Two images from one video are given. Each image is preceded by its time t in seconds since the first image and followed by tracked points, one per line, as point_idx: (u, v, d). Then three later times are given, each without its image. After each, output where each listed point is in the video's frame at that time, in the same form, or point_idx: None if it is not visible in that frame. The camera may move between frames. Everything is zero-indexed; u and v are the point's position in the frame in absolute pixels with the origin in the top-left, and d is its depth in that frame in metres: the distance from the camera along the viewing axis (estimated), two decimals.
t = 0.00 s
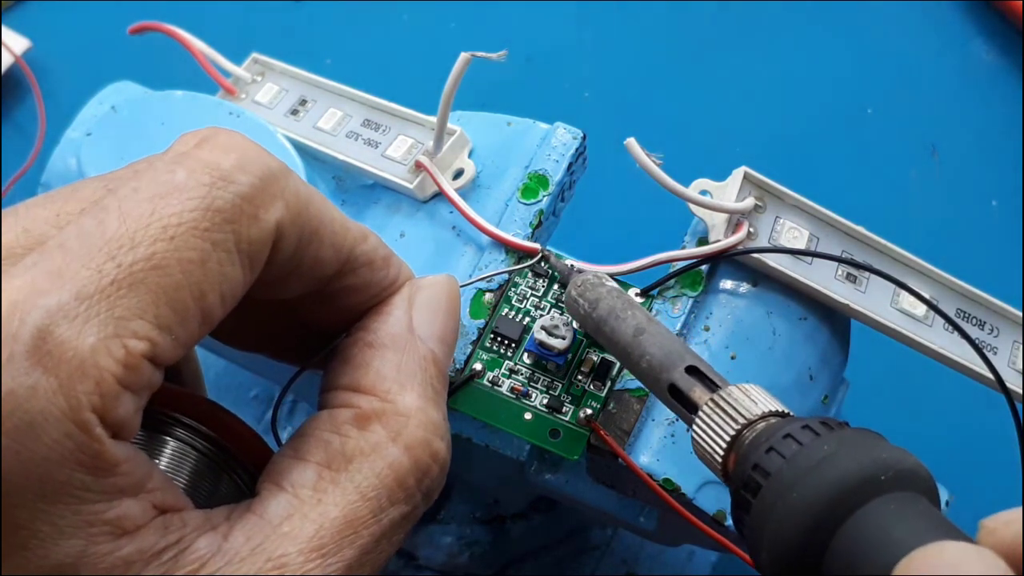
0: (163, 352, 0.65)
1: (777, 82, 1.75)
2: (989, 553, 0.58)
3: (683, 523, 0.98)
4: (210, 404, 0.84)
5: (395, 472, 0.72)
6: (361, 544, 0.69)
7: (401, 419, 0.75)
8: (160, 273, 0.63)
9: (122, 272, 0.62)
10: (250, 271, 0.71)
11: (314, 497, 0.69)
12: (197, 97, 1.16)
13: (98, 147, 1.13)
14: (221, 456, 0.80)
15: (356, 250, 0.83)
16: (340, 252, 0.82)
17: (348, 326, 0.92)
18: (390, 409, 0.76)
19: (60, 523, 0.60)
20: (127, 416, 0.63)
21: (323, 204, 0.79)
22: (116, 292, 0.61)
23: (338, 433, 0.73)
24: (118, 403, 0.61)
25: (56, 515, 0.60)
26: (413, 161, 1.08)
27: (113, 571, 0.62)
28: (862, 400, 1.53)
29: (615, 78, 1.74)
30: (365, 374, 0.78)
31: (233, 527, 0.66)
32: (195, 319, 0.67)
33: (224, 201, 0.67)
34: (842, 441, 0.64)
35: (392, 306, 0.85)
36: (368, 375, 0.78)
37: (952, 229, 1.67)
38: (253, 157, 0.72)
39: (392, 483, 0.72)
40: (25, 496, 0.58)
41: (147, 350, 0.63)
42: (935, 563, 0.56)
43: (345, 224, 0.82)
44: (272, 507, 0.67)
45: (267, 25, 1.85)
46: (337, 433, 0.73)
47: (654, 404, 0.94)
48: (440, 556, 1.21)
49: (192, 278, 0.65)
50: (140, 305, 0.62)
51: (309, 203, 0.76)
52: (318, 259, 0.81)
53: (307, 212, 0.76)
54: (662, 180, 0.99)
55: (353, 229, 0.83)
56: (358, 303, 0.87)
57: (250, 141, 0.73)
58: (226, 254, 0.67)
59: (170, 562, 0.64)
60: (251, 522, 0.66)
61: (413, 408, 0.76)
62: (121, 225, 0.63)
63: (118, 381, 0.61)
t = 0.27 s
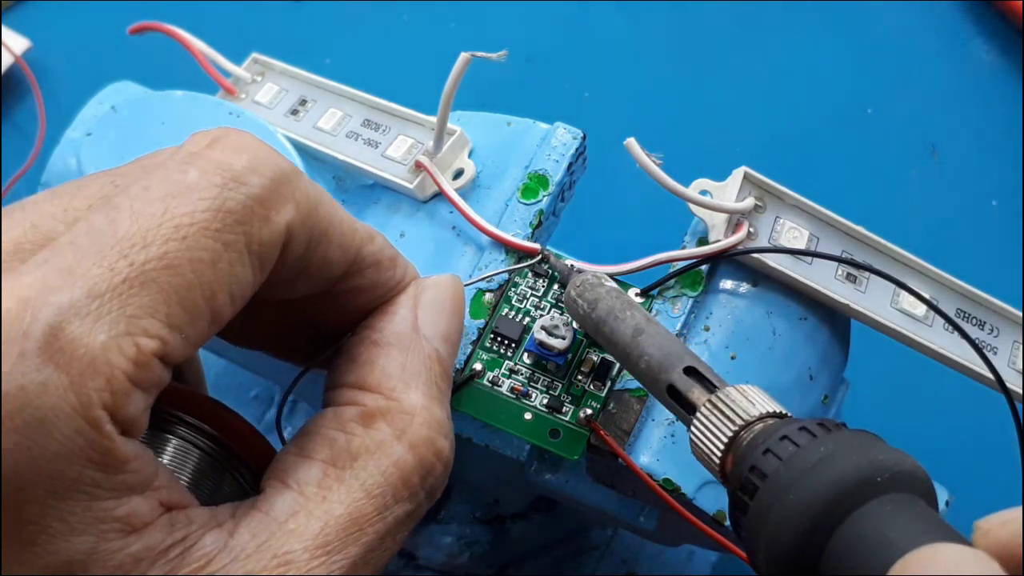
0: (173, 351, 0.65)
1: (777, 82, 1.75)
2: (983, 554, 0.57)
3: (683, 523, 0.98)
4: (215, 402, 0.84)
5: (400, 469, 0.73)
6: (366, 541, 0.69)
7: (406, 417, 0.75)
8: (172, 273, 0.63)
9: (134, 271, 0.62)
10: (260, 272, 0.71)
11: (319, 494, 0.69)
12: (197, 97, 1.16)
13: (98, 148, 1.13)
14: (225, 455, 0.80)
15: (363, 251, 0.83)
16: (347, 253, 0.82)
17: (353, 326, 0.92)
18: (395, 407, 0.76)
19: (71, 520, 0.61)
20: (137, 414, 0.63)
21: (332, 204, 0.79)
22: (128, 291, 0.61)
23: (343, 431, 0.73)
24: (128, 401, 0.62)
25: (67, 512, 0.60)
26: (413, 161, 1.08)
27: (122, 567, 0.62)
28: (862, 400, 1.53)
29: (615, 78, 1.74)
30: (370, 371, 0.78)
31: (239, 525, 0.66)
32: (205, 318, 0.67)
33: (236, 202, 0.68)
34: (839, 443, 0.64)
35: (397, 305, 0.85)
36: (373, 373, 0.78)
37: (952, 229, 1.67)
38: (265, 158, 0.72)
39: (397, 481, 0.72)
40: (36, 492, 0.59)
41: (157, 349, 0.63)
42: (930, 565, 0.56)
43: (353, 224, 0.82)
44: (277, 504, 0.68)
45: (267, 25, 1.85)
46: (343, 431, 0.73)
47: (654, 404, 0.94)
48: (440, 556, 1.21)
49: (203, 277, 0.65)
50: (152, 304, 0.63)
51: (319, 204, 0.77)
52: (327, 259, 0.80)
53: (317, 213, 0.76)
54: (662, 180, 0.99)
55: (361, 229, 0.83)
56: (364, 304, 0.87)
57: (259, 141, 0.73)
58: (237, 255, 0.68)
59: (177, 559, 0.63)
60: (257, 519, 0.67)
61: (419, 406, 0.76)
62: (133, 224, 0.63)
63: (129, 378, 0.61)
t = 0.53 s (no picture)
0: (185, 346, 0.65)
1: (777, 81, 1.75)
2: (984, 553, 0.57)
3: (683, 522, 0.98)
4: (221, 396, 0.84)
5: (406, 464, 0.73)
6: (373, 535, 0.69)
7: (413, 412, 0.75)
8: (187, 269, 0.63)
9: (150, 267, 0.62)
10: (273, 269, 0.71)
11: (326, 488, 0.69)
12: (197, 97, 1.17)
13: (98, 148, 1.13)
14: (230, 451, 0.80)
15: (373, 250, 0.83)
16: (355, 253, 0.82)
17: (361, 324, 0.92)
18: (401, 402, 0.76)
19: (85, 513, 0.61)
20: (149, 408, 0.63)
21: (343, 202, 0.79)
22: (144, 286, 0.61)
23: (350, 424, 0.74)
24: (142, 394, 0.62)
25: (81, 505, 0.60)
26: (413, 161, 1.08)
27: (134, 561, 0.62)
28: (863, 399, 1.53)
29: (615, 79, 1.74)
30: (377, 366, 0.78)
31: (247, 519, 0.66)
32: (217, 314, 0.67)
33: (250, 201, 0.67)
34: (840, 443, 0.64)
35: (404, 301, 0.85)
36: (381, 367, 0.78)
37: (953, 229, 1.67)
38: (279, 157, 0.71)
39: (404, 475, 0.72)
40: (49, 486, 0.58)
41: (171, 343, 0.63)
42: (931, 564, 0.56)
43: (362, 223, 0.82)
44: (285, 498, 0.68)
45: (267, 25, 1.85)
46: (350, 424, 0.74)
47: (654, 405, 0.94)
48: (440, 556, 1.21)
49: (217, 274, 0.65)
50: (166, 299, 0.63)
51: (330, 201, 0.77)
52: (336, 259, 0.80)
53: (329, 211, 0.76)
54: (662, 180, 0.99)
55: (370, 230, 0.83)
56: (372, 302, 0.87)
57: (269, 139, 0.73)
58: (250, 253, 0.68)
59: (187, 552, 0.64)
60: (265, 513, 0.67)
61: (425, 401, 0.76)
62: (149, 220, 0.63)
63: (143, 372, 0.61)
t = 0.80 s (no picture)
0: (161, 342, 0.65)
1: (777, 82, 1.75)
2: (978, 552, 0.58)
3: (683, 522, 0.98)
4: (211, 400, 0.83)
5: (392, 467, 0.72)
6: (360, 541, 0.69)
7: (397, 414, 0.75)
8: (159, 265, 0.64)
9: (122, 265, 0.62)
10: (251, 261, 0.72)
11: (312, 495, 0.69)
12: (197, 97, 1.17)
13: (98, 145, 1.13)
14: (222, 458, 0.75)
15: (356, 235, 0.84)
16: (341, 236, 0.82)
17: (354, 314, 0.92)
18: (385, 404, 0.76)
19: (56, 517, 0.60)
20: (126, 406, 0.63)
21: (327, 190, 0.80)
22: (117, 283, 0.62)
23: (335, 429, 0.73)
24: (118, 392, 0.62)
25: (53, 508, 0.60)
26: (413, 161, 1.08)
27: (111, 567, 0.62)
28: (862, 400, 1.53)
29: (615, 79, 1.74)
30: (360, 369, 0.78)
31: (232, 525, 0.66)
32: (194, 311, 0.67)
33: (224, 194, 0.69)
34: (840, 444, 0.64)
35: (388, 303, 0.84)
36: (363, 371, 0.78)
37: (952, 229, 1.66)
38: (252, 151, 0.72)
39: (390, 478, 0.72)
40: (22, 489, 0.58)
41: (147, 341, 0.64)
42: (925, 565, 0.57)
43: (346, 209, 0.83)
44: (270, 506, 0.67)
45: (267, 25, 1.85)
46: (334, 429, 0.73)
47: (654, 404, 0.94)
48: (440, 556, 1.21)
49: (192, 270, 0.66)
50: (141, 296, 0.63)
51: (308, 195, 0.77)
52: (320, 245, 0.81)
53: (306, 204, 0.77)
54: (662, 180, 0.99)
55: (355, 214, 0.84)
56: (356, 287, 0.88)
57: (249, 135, 0.74)
58: (225, 246, 0.68)
59: (167, 561, 0.63)
60: (249, 521, 0.66)
61: (411, 403, 0.76)
62: (120, 217, 0.63)
63: (118, 370, 0.62)
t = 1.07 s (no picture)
0: (144, 340, 0.64)
1: (776, 81, 1.75)
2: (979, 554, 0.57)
3: (683, 522, 0.98)
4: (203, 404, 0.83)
5: (382, 474, 0.72)
6: (349, 548, 0.69)
7: (389, 421, 0.75)
8: (138, 262, 0.63)
9: (100, 262, 0.61)
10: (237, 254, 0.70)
11: (301, 502, 0.69)
12: (197, 97, 1.17)
13: (99, 145, 1.13)
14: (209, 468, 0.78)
15: (345, 221, 0.83)
16: (329, 224, 0.81)
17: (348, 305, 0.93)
18: (377, 411, 0.76)
19: (37, 517, 0.61)
20: (107, 404, 0.63)
21: (311, 177, 0.78)
22: (95, 281, 0.61)
23: (325, 437, 0.73)
24: (97, 390, 0.62)
25: (33, 507, 0.61)
26: (413, 161, 1.08)
27: (93, 569, 0.62)
28: (861, 400, 1.53)
29: (614, 79, 1.74)
30: (353, 375, 0.78)
31: (220, 531, 0.66)
32: (176, 306, 0.66)
33: (201, 191, 0.67)
34: (836, 446, 0.64)
35: (378, 309, 0.84)
36: (355, 377, 0.78)
37: (952, 230, 1.66)
38: (230, 146, 0.71)
39: (380, 486, 0.72)
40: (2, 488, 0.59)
41: (127, 339, 0.63)
42: (926, 564, 0.56)
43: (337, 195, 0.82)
44: (258, 513, 0.67)
45: (268, 24, 1.85)
46: (324, 437, 0.73)
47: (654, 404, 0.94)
48: (440, 556, 1.21)
49: (172, 266, 0.65)
50: (119, 293, 0.62)
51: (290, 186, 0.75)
52: (307, 232, 0.80)
53: (289, 194, 0.75)
54: (662, 179, 0.99)
55: (347, 198, 0.83)
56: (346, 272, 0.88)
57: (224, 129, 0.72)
58: (206, 242, 0.67)
59: (152, 564, 0.63)
60: (236, 528, 0.66)
61: (402, 410, 0.76)
62: (99, 215, 0.62)
63: (98, 368, 0.61)
